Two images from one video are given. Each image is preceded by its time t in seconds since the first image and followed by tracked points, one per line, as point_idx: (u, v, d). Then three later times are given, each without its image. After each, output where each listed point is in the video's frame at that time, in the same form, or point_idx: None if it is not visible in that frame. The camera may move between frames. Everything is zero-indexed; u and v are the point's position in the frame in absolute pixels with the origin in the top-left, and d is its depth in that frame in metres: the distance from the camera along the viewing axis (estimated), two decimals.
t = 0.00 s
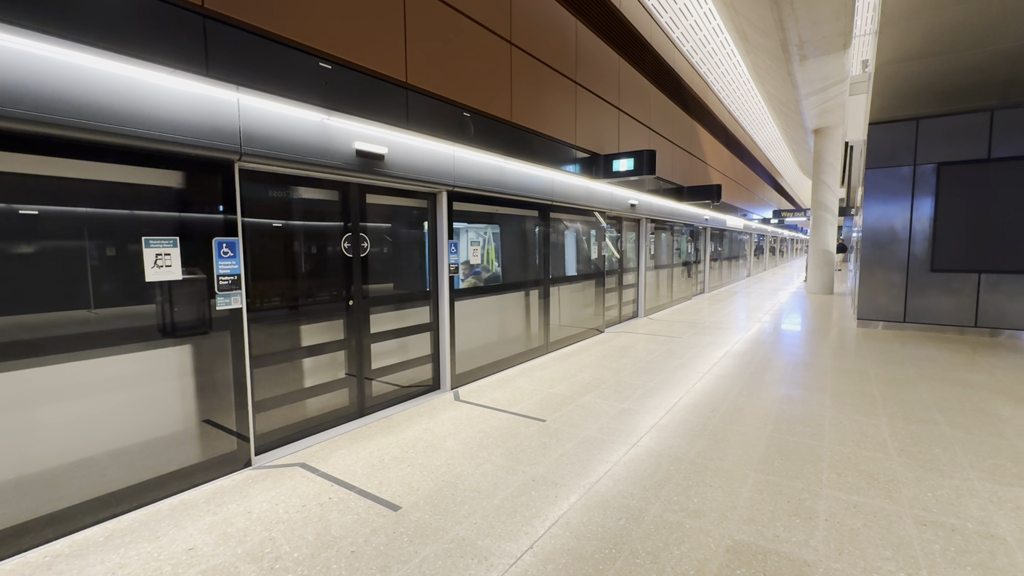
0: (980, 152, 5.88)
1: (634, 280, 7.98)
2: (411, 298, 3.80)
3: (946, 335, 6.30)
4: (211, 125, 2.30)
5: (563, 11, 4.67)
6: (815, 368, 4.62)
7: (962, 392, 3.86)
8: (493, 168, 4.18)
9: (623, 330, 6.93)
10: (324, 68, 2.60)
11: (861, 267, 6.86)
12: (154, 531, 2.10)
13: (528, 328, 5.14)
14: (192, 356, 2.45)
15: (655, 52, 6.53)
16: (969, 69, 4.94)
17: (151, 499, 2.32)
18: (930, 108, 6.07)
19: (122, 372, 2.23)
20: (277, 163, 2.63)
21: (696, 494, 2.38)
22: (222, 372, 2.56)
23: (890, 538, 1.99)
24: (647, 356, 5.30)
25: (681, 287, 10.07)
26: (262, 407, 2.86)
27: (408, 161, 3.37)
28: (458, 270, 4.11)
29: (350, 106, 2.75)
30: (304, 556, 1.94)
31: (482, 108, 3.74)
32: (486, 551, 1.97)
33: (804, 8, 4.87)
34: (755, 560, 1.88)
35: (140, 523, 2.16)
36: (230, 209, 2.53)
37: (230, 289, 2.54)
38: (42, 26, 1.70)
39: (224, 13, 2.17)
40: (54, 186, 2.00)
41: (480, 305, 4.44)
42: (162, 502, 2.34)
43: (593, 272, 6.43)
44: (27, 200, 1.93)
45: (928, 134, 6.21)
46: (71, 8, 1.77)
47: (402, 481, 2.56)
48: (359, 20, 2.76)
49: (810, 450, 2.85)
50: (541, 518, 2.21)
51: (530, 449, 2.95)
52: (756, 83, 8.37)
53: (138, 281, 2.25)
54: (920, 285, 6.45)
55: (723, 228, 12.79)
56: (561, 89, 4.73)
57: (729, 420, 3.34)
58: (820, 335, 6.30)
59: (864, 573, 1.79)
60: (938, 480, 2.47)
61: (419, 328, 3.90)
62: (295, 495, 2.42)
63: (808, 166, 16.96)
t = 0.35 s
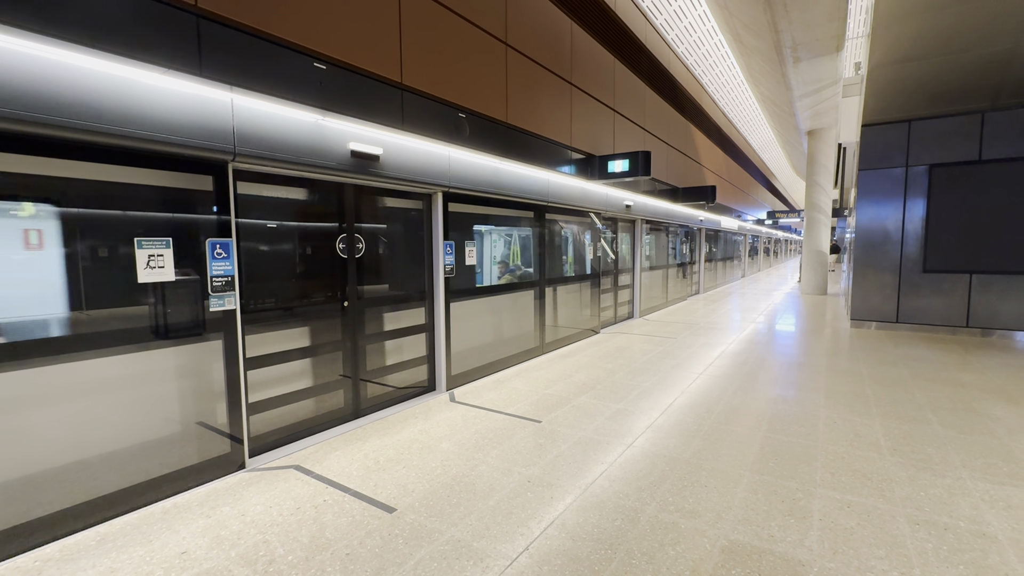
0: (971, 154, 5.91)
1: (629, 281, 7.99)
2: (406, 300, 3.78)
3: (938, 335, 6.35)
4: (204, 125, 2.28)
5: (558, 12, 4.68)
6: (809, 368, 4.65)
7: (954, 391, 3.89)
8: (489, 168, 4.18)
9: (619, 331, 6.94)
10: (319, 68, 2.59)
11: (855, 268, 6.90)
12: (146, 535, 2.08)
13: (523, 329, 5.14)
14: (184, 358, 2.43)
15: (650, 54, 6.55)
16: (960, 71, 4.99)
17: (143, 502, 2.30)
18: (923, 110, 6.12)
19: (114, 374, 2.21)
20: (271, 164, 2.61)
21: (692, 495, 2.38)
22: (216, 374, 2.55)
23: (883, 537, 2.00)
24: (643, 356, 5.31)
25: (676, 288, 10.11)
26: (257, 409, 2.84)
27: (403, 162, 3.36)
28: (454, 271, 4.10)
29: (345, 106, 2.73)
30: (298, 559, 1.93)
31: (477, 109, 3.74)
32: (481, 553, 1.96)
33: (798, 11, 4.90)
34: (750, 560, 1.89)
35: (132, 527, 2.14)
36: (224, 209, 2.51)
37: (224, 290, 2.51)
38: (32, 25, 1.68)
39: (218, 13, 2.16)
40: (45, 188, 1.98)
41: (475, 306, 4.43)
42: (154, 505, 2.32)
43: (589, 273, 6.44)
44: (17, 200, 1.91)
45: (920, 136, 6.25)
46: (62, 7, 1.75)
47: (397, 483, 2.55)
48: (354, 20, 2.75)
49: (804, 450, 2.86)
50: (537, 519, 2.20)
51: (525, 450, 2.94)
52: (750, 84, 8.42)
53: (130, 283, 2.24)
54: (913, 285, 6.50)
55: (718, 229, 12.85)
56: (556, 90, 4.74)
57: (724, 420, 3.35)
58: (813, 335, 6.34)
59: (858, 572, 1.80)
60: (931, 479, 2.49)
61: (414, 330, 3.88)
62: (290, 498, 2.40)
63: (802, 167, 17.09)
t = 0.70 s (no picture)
0: (963, 155, 5.97)
1: (625, 281, 8.01)
2: (401, 301, 3.77)
3: (930, 335, 6.40)
4: (198, 125, 2.27)
5: (554, 13, 4.69)
6: (803, 368, 4.68)
7: (946, 391, 3.92)
8: (484, 169, 4.18)
9: (614, 332, 6.95)
10: (313, 68, 2.57)
11: (849, 268, 6.94)
12: (139, 538, 2.07)
13: (519, 329, 5.14)
14: (178, 359, 2.41)
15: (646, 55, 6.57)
16: (952, 73, 5.03)
17: (136, 505, 2.28)
18: (915, 112, 6.17)
19: (107, 376, 2.18)
20: (265, 164, 2.60)
21: (687, 495, 2.39)
22: (210, 376, 2.53)
23: (878, 536, 2.01)
24: (638, 357, 5.32)
25: (672, 289, 10.13)
26: (251, 410, 2.82)
27: (398, 162, 3.36)
28: (449, 272, 4.09)
29: (340, 106, 2.72)
30: (293, 561, 1.92)
31: (472, 110, 3.74)
32: (477, 555, 1.96)
33: (791, 13, 4.93)
34: (745, 559, 1.89)
35: (124, 530, 2.12)
36: (218, 209, 2.49)
37: (217, 291, 2.50)
38: (23, 23, 1.66)
39: (211, 12, 2.14)
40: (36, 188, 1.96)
41: (471, 307, 4.42)
42: (147, 508, 2.30)
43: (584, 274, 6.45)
44: (9, 200, 1.89)
45: (913, 137, 6.30)
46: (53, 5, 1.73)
47: (393, 485, 2.54)
48: (349, 20, 2.74)
49: (798, 450, 2.87)
50: (532, 520, 2.20)
51: (521, 451, 2.94)
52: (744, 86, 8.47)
53: (122, 284, 2.22)
54: (906, 285, 6.55)
55: (713, 230, 12.91)
56: (552, 91, 4.75)
57: (719, 420, 3.36)
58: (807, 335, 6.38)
59: (853, 571, 1.81)
60: (925, 479, 2.50)
61: (409, 331, 3.87)
62: (284, 500, 2.39)
63: (796, 169, 17.19)
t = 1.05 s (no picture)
0: (954, 157, 6.03)
1: (620, 282, 8.02)
2: (396, 302, 3.76)
3: (923, 335, 6.45)
4: (191, 124, 2.25)
5: (549, 14, 4.70)
6: (797, 368, 4.70)
7: (939, 391, 3.95)
8: (480, 169, 4.18)
9: (610, 332, 6.96)
10: (308, 67, 2.56)
11: (842, 268, 6.98)
12: (130, 541, 2.04)
13: (515, 330, 5.13)
14: (171, 361, 2.39)
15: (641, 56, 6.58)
16: (944, 75, 5.08)
17: (127, 508, 2.25)
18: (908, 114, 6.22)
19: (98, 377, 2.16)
20: (259, 164, 2.58)
21: (682, 495, 2.39)
22: (204, 377, 2.52)
23: (871, 535, 2.02)
24: (634, 357, 5.33)
25: (667, 289, 10.17)
26: (244, 412, 2.80)
27: (394, 162, 3.35)
28: (444, 272, 4.08)
29: (335, 106, 2.71)
30: (286, 564, 1.90)
31: (468, 110, 3.73)
32: (472, 556, 1.95)
33: (786, 15, 4.96)
34: (740, 559, 1.90)
35: (116, 533, 2.10)
36: (211, 209, 2.48)
37: (211, 292, 2.48)
38: (12, 21, 1.64)
39: (205, 11, 2.13)
40: (27, 187, 1.93)
41: (467, 307, 4.42)
42: (139, 511, 2.27)
43: (580, 274, 6.45)
44: None
45: (905, 138, 6.35)
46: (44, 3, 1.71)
47: (388, 486, 2.53)
48: (344, 19, 2.73)
49: (793, 450, 2.88)
50: (528, 521, 2.19)
51: (517, 452, 2.93)
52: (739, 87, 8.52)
53: (114, 284, 2.19)
54: (899, 286, 6.60)
55: (708, 230, 12.97)
56: (547, 92, 4.75)
57: (714, 420, 3.37)
58: (801, 335, 6.42)
59: (846, 570, 1.81)
60: (917, 478, 2.52)
61: (404, 332, 3.86)
62: (278, 502, 2.37)
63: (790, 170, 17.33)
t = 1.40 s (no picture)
0: (948, 158, 6.07)
1: (617, 282, 8.03)
2: (393, 302, 3.75)
3: (917, 335, 6.49)
4: (186, 123, 2.24)
5: (546, 14, 4.70)
6: (792, 368, 4.72)
7: (933, 391, 3.97)
8: (476, 169, 4.17)
9: (607, 332, 6.97)
10: (303, 67, 2.55)
11: (838, 269, 7.02)
12: (124, 543, 2.03)
13: (511, 330, 5.13)
14: (166, 361, 2.38)
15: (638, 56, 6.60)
16: (937, 77, 5.11)
17: (121, 510, 2.23)
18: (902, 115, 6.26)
19: (92, 378, 2.14)
20: (254, 164, 2.57)
21: (678, 496, 2.39)
22: (199, 378, 2.50)
23: (867, 535, 2.02)
24: (630, 358, 5.33)
25: (663, 290, 10.19)
26: (239, 413, 2.79)
27: (390, 162, 3.35)
28: (441, 272, 4.08)
29: (331, 106, 2.71)
30: (281, 565, 1.89)
31: (464, 110, 3.73)
32: (468, 557, 1.94)
33: (781, 17, 4.99)
34: (735, 559, 1.90)
35: (109, 535, 2.08)
36: (206, 209, 2.46)
37: (205, 292, 2.47)
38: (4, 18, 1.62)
39: (199, 9, 2.11)
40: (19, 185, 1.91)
41: (463, 307, 4.41)
42: (133, 512, 2.26)
43: (576, 274, 6.46)
44: None
45: (900, 139, 6.39)
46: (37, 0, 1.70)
47: (384, 487, 2.52)
48: (340, 18, 2.72)
49: (788, 450, 2.89)
50: (524, 522, 2.19)
51: (513, 453, 2.93)
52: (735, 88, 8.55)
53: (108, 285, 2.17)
54: (894, 286, 6.64)
55: (704, 231, 13.01)
56: (544, 92, 4.76)
57: (710, 420, 3.38)
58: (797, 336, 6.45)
59: (841, 569, 1.82)
60: (912, 477, 2.53)
61: (400, 333, 3.85)
62: (273, 503, 2.36)
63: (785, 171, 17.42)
